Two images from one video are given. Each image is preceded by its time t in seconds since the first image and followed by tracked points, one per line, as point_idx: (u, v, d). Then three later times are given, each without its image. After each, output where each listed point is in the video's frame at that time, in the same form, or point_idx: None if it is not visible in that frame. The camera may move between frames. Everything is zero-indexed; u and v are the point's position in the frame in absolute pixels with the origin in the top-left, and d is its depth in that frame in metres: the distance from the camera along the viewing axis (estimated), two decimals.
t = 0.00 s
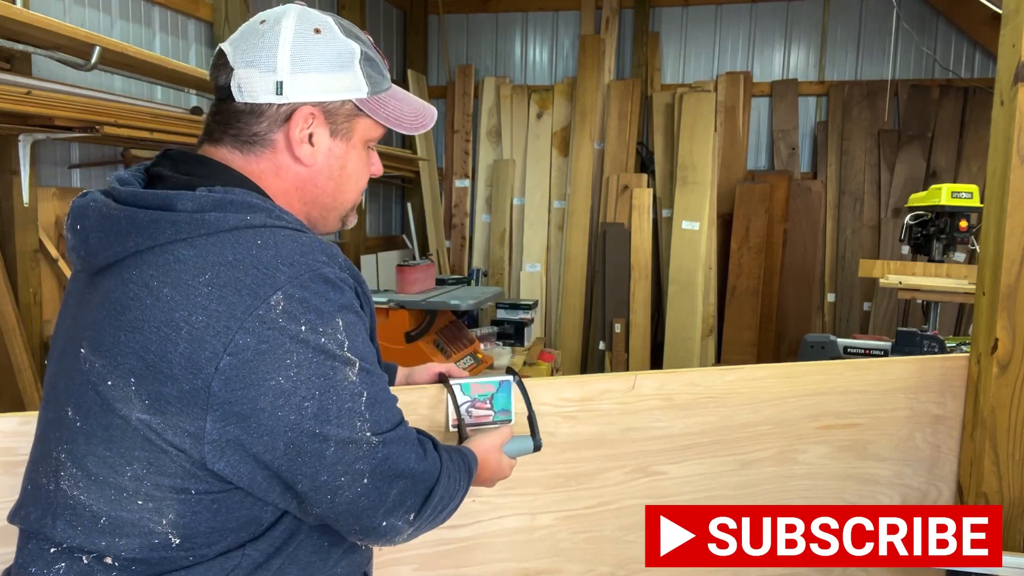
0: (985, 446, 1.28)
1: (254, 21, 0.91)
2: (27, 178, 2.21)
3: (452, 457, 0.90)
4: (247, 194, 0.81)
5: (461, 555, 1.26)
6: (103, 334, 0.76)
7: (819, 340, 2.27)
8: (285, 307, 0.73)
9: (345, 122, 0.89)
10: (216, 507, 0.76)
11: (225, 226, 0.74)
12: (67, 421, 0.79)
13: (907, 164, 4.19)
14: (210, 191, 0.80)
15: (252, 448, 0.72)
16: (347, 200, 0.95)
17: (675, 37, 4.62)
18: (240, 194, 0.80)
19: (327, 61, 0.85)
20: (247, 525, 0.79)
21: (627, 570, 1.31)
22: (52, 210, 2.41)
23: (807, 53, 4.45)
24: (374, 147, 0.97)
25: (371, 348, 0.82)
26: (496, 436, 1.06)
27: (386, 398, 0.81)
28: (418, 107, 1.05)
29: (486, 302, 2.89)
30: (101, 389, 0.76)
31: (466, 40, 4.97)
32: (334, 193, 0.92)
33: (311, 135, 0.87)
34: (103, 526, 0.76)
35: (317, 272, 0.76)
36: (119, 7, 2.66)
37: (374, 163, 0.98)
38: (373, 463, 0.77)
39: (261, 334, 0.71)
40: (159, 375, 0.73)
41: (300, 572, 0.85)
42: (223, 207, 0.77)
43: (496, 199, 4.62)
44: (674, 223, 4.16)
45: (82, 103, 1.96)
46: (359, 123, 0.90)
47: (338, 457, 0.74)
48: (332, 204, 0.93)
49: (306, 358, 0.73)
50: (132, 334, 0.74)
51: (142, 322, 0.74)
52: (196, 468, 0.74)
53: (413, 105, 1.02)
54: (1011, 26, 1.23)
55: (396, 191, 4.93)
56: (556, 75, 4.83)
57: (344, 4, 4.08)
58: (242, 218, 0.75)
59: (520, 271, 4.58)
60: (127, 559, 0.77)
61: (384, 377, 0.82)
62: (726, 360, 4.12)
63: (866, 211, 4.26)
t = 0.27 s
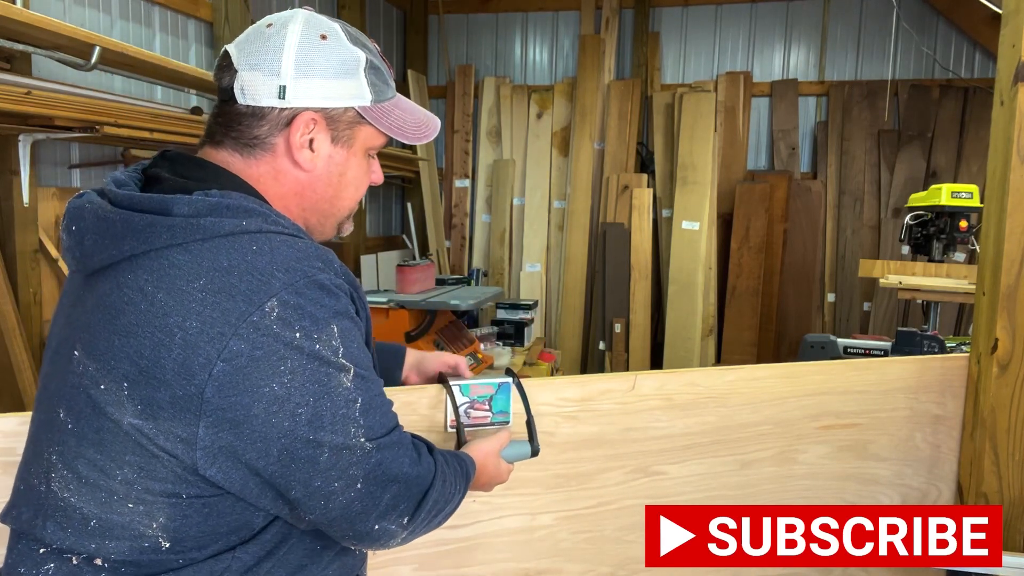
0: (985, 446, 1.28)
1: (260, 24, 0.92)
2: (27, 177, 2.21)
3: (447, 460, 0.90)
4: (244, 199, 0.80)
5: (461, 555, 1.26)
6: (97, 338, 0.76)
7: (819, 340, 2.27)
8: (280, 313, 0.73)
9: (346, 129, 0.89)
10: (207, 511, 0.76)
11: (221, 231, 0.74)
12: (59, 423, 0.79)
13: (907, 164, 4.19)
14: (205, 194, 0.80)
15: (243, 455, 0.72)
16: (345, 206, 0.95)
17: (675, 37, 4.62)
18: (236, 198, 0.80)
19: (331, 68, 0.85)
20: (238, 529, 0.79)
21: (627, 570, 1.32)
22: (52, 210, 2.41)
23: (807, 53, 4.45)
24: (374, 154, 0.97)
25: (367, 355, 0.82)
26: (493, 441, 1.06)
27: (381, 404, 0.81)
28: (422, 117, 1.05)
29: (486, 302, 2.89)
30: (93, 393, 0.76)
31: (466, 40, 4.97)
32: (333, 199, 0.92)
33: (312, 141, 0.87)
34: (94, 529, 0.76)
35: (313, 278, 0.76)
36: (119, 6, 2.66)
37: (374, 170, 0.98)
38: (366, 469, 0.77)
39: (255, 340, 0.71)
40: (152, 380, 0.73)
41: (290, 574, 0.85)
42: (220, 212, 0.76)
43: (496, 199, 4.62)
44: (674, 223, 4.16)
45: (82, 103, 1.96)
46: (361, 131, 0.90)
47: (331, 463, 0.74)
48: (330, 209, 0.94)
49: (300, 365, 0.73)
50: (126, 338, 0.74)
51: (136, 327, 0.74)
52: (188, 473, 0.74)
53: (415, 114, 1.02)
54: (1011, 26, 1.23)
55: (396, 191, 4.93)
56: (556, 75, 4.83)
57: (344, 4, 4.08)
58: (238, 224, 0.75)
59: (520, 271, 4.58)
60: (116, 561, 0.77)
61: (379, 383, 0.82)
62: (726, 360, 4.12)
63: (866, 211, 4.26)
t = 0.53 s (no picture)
0: (985, 446, 1.28)
1: (266, 25, 0.92)
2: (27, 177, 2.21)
3: (449, 466, 0.90)
4: (247, 203, 0.81)
5: (461, 555, 1.26)
6: (99, 341, 0.76)
7: (819, 340, 2.28)
8: (280, 318, 0.72)
9: (350, 132, 0.89)
10: (207, 515, 0.76)
11: (223, 236, 0.74)
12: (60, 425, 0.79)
13: (907, 164, 4.18)
14: (208, 198, 0.79)
15: (243, 460, 0.72)
16: (349, 209, 0.95)
17: (675, 37, 4.62)
18: (239, 202, 0.80)
19: (335, 70, 0.85)
20: (238, 533, 0.79)
21: (627, 570, 1.32)
22: (52, 210, 2.41)
23: (807, 53, 4.45)
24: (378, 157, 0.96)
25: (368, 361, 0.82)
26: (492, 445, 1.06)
27: (381, 410, 0.81)
28: (427, 119, 1.05)
29: (486, 302, 2.89)
30: (95, 396, 0.76)
31: (466, 40, 4.97)
32: (335, 201, 0.92)
33: (315, 143, 0.87)
34: (94, 532, 0.76)
35: (314, 283, 0.76)
36: (119, 7, 2.66)
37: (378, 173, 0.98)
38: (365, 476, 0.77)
39: (256, 345, 0.71)
40: (153, 384, 0.73)
41: None
42: (222, 216, 0.76)
43: (496, 199, 4.62)
44: (674, 223, 4.16)
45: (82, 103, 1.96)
46: (365, 133, 0.90)
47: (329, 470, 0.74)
48: (333, 212, 0.93)
49: (300, 370, 0.73)
50: (127, 342, 0.74)
51: (137, 331, 0.74)
52: (187, 477, 0.74)
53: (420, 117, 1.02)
54: (1010, 26, 1.22)
55: (396, 191, 4.93)
56: (556, 75, 4.83)
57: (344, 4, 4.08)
58: (241, 229, 0.75)
59: (520, 271, 4.58)
60: (117, 563, 0.77)
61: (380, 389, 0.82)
62: (726, 360, 4.12)
63: (866, 212, 4.26)
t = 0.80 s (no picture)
0: (985, 446, 1.28)
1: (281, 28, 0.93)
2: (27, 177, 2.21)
3: (451, 492, 0.89)
4: (258, 208, 0.81)
5: (462, 555, 1.26)
6: (104, 340, 0.76)
7: (819, 340, 2.28)
8: (281, 326, 0.72)
9: (359, 136, 0.88)
10: (203, 518, 0.76)
11: (230, 240, 0.75)
12: (65, 422, 0.79)
13: (907, 164, 4.18)
14: (221, 203, 0.80)
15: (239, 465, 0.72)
16: (356, 215, 0.94)
17: (675, 37, 4.62)
18: (247, 207, 0.80)
19: (345, 74, 0.85)
20: (234, 538, 0.79)
21: (627, 570, 1.32)
22: (52, 210, 2.41)
23: (807, 53, 4.45)
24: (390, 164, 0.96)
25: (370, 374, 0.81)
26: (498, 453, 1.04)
27: (380, 424, 0.80)
28: (439, 128, 1.04)
29: (486, 301, 2.89)
30: (98, 394, 0.76)
31: (466, 40, 4.97)
32: (343, 204, 0.92)
33: (323, 146, 0.87)
34: (92, 529, 0.76)
35: (318, 292, 0.76)
36: (119, 6, 2.66)
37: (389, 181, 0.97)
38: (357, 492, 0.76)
39: (255, 351, 0.71)
40: (153, 385, 0.73)
41: None
42: (231, 220, 0.76)
43: (496, 199, 4.62)
44: (674, 223, 4.16)
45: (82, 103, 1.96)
46: (374, 138, 0.89)
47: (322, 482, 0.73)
48: (340, 217, 0.93)
49: (297, 379, 0.72)
50: (131, 342, 0.74)
51: (141, 332, 0.74)
52: (184, 479, 0.74)
53: (433, 126, 1.01)
54: (1011, 25, 1.22)
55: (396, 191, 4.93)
56: (556, 75, 4.83)
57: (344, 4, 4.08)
58: (247, 234, 0.75)
59: (520, 271, 4.58)
60: (114, 561, 0.77)
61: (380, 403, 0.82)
62: (726, 360, 4.12)
63: (866, 212, 4.26)
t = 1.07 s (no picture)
0: (985, 447, 1.28)
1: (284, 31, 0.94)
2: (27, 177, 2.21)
3: (450, 500, 0.89)
4: (262, 209, 0.81)
5: (462, 554, 1.26)
6: (109, 339, 0.76)
7: (819, 340, 2.27)
8: (284, 328, 0.72)
9: (347, 136, 0.88)
10: (204, 519, 0.76)
11: (235, 241, 0.75)
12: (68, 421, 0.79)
13: (907, 163, 4.18)
14: (225, 204, 0.80)
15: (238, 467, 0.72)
16: (350, 218, 0.93)
17: (675, 37, 4.62)
18: (252, 208, 0.80)
19: (334, 73, 0.85)
20: (236, 539, 0.79)
21: (627, 570, 1.32)
22: (52, 210, 2.41)
23: (807, 53, 4.45)
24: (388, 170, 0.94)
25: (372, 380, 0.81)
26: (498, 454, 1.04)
27: (379, 429, 0.79)
28: (443, 135, 1.02)
29: (486, 301, 2.89)
30: (101, 394, 0.76)
31: (466, 40, 4.97)
32: (332, 204, 0.91)
33: (310, 144, 0.87)
34: (95, 529, 0.76)
35: (321, 295, 0.76)
36: (118, 7, 2.66)
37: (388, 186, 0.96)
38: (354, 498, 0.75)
39: (258, 353, 0.71)
40: (157, 385, 0.73)
41: None
42: (236, 221, 0.76)
43: (496, 199, 4.62)
44: (674, 223, 4.16)
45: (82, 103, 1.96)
46: (363, 139, 0.88)
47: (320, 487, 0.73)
48: (332, 217, 0.92)
49: (298, 382, 0.72)
50: (136, 342, 0.74)
51: (145, 332, 0.74)
52: (186, 480, 0.74)
53: (436, 133, 0.99)
54: (1011, 25, 1.22)
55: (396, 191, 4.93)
56: (556, 75, 4.83)
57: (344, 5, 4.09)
58: (251, 235, 0.75)
59: (520, 271, 4.57)
60: (115, 562, 0.77)
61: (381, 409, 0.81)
62: (726, 360, 4.11)
63: (866, 212, 4.26)
